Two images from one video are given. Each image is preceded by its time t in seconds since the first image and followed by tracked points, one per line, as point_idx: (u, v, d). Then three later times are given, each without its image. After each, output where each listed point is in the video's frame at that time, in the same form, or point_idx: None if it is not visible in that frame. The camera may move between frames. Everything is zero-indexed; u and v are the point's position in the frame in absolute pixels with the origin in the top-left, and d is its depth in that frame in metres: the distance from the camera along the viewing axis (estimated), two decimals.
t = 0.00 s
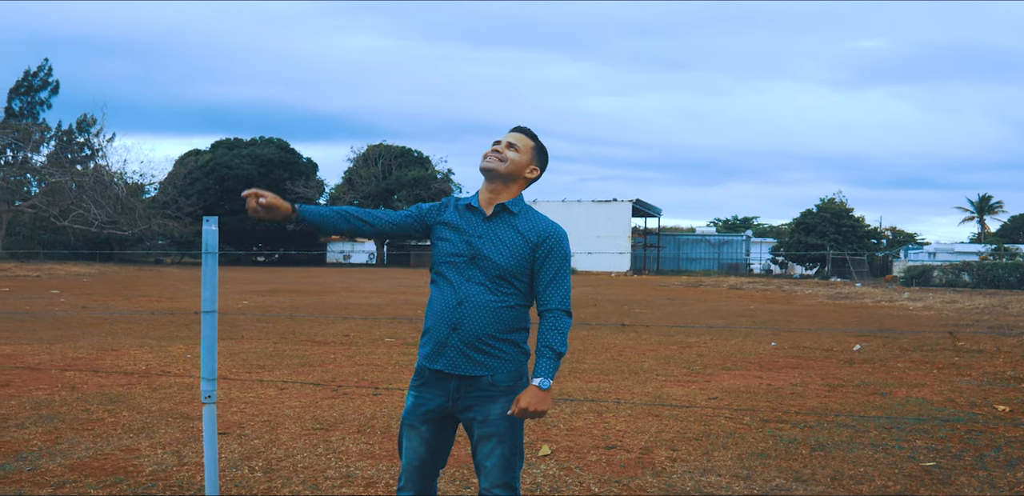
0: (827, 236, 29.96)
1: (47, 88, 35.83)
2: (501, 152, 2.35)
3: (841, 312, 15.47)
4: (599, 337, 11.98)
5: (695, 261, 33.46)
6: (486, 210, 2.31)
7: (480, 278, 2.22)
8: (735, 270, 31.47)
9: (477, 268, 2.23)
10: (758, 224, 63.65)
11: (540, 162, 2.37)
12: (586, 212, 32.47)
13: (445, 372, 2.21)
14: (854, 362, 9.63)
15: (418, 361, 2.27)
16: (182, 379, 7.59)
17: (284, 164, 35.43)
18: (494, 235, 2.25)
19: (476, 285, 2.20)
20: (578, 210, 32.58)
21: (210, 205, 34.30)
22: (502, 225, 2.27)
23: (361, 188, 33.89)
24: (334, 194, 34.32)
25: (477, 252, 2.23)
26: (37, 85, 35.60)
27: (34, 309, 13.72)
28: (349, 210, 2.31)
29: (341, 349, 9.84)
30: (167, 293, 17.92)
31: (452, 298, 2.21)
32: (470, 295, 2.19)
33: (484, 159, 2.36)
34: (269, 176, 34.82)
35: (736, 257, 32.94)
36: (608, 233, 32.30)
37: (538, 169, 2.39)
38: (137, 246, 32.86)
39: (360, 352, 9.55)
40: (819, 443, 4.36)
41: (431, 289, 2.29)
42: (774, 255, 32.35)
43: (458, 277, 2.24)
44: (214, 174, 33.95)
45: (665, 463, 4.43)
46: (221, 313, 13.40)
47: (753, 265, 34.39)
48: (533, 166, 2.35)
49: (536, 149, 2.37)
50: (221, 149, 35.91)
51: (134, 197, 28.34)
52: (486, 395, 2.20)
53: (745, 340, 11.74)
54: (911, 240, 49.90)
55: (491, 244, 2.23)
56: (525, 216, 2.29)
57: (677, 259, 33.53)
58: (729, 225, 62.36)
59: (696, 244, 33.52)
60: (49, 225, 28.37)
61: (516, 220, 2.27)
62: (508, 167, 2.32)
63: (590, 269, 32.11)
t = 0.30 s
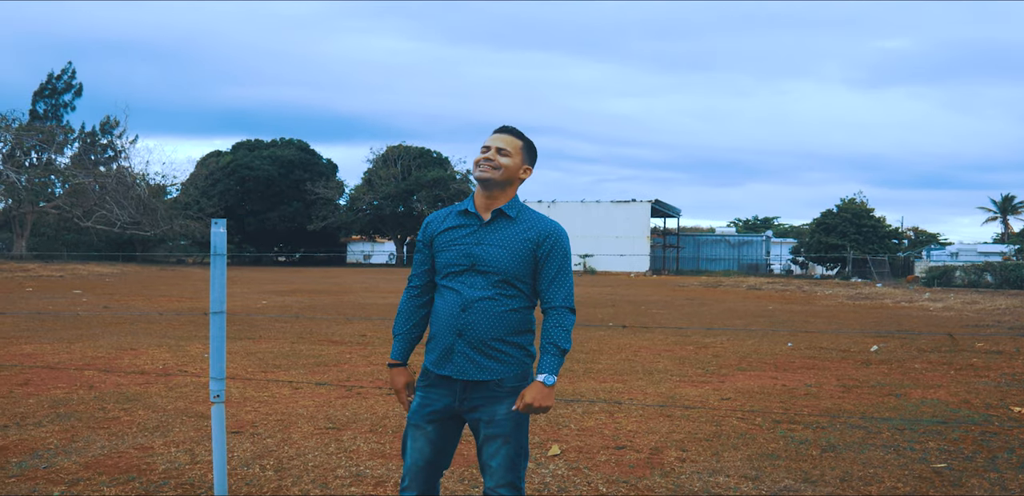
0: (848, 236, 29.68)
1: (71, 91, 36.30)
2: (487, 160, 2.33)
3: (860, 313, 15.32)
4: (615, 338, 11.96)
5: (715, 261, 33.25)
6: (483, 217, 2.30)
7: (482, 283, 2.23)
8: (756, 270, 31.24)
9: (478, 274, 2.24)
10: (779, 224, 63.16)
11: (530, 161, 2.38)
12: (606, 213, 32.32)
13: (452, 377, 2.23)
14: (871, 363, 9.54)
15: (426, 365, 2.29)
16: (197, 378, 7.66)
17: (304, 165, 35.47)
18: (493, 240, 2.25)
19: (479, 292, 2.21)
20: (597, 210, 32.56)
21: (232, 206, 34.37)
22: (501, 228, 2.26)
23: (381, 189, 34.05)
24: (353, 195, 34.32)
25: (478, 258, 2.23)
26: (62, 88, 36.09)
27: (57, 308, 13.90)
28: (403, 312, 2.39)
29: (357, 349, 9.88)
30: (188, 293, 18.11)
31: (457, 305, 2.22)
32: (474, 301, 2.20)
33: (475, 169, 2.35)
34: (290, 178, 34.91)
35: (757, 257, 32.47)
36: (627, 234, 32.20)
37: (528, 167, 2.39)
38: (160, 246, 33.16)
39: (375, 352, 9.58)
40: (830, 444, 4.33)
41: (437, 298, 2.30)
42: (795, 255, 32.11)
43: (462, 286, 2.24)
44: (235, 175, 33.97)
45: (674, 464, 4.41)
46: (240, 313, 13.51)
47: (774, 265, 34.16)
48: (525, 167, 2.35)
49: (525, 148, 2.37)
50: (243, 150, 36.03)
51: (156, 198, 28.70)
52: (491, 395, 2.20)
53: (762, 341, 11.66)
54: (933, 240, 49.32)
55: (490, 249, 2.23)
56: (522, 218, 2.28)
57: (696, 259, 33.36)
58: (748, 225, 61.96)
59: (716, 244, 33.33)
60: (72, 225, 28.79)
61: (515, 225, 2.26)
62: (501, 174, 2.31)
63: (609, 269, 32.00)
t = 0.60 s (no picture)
0: (872, 237, 29.36)
1: (96, 94, 36.83)
2: (451, 169, 2.35)
3: (882, 314, 15.17)
4: (634, 338, 11.93)
5: (739, 262, 32.98)
6: (462, 221, 2.35)
7: (468, 286, 2.26)
8: (779, 270, 30.95)
9: (462, 277, 2.27)
10: (803, 223, 62.54)
11: (494, 156, 2.36)
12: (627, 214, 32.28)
13: (447, 379, 2.26)
14: (891, 364, 9.44)
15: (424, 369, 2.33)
16: (216, 378, 7.75)
17: (327, 167, 35.61)
18: (473, 244, 2.28)
19: (464, 294, 2.24)
20: (619, 211, 32.46)
21: (255, 207, 34.41)
22: (481, 231, 2.28)
23: (403, 190, 34.31)
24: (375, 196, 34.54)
25: (460, 262, 2.27)
26: (87, 90, 36.60)
27: (83, 308, 14.11)
28: (391, 311, 2.48)
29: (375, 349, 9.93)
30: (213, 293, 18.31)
31: (445, 308, 2.26)
32: (460, 303, 2.23)
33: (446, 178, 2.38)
34: (314, 179, 34.97)
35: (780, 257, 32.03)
36: (649, 234, 32.04)
37: (496, 163, 2.37)
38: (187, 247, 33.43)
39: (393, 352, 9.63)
40: (844, 445, 4.29)
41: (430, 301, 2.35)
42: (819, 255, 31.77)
43: (448, 291, 2.29)
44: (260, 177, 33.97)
45: (686, 464, 4.41)
46: (262, 313, 13.62)
47: (797, 266, 33.81)
48: (491, 165, 2.34)
49: (484, 145, 2.35)
50: (267, 151, 36.15)
51: (181, 199, 29.08)
52: (485, 394, 2.22)
53: (781, 341, 11.58)
54: (959, 240, 48.65)
55: (472, 251, 2.26)
56: (502, 218, 2.30)
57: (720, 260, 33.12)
58: (772, 225, 61.46)
59: (739, 244, 33.07)
60: (98, 226, 29.24)
61: (494, 226, 2.28)
62: (465, 181, 2.33)
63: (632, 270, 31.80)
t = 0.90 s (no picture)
0: (898, 236, 29.00)
1: (123, 95, 37.32)
2: (436, 169, 2.43)
3: (906, 314, 15.00)
4: (654, 338, 11.86)
5: (763, 262, 32.69)
6: (448, 220, 2.43)
7: (455, 283, 2.33)
8: (804, 270, 30.65)
9: (448, 275, 2.34)
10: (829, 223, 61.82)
11: (477, 156, 2.44)
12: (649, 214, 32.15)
13: (439, 377, 2.32)
14: (912, 364, 9.32)
15: (417, 368, 2.39)
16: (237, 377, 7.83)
17: (351, 168, 35.68)
18: (457, 242, 2.36)
19: (450, 291, 2.31)
20: (643, 211, 32.30)
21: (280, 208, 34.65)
22: (465, 230, 2.36)
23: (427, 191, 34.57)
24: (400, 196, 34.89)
25: (446, 260, 2.34)
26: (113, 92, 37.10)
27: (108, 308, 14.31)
28: (389, 312, 2.53)
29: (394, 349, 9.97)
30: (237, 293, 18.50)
31: (433, 306, 2.33)
32: (446, 300, 2.31)
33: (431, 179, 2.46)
34: (338, 180, 35.10)
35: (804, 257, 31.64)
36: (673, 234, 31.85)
37: (478, 163, 2.45)
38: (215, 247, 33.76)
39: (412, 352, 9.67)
40: (860, 445, 4.26)
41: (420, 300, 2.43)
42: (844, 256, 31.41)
43: (436, 290, 2.36)
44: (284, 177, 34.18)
45: (699, 464, 4.39)
46: (284, 313, 13.73)
47: (822, 266, 33.45)
48: (474, 164, 2.42)
49: (467, 146, 2.43)
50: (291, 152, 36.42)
51: (207, 199, 29.45)
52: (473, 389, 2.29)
53: (802, 342, 11.48)
54: (986, 239, 47.90)
55: (457, 249, 2.34)
56: (485, 216, 2.37)
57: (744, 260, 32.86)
58: (797, 225, 60.88)
59: (764, 244, 32.79)
60: (124, 226, 29.63)
61: (477, 224, 2.36)
62: (450, 180, 2.41)
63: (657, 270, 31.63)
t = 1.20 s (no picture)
0: (926, 237, 28.61)
1: (149, 96, 37.80)
2: (422, 172, 2.48)
3: (932, 315, 14.80)
4: (675, 339, 11.81)
5: (788, 262, 32.37)
6: (435, 221, 2.48)
7: (444, 281, 2.37)
8: (830, 271, 30.31)
9: (437, 273, 2.39)
10: (856, 223, 61.11)
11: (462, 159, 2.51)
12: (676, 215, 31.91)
13: (431, 374, 2.38)
14: (935, 365, 9.20)
15: (410, 367, 2.45)
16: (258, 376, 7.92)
17: (376, 168, 35.62)
18: (445, 240, 2.40)
19: (440, 289, 2.36)
20: (667, 211, 32.13)
21: (305, 208, 34.93)
22: (453, 230, 2.41)
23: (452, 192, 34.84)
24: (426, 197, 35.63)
25: (436, 258, 2.39)
26: (140, 93, 37.60)
27: (134, 308, 14.48)
28: (381, 317, 2.58)
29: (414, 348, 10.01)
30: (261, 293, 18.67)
31: (423, 305, 2.38)
32: (436, 298, 2.35)
33: (417, 179, 2.52)
34: (363, 180, 35.18)
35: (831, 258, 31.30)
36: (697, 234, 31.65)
37: (464, 165, 2.52)
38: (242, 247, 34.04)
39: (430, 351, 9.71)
40: (876, 446, 4.22)
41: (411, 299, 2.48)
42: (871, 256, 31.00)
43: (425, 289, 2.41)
44: (309, 178, 34.49)
45: (714, 463, 4.37)
46: (306, 313, 13.83)
47: (848, 266, 33.04)
48: (461, 167, 2.49)
49: (453, 148, 2.50)
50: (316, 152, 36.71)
51: (232, 199, 29.78)
52: (465, 384, 2.35)
53: (825, 342, 11.38)
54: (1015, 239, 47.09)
55: (446, 248, 2.38)
56: (470, 215, 2.43)
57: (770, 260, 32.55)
58: (824, 225, 60.19)
59: (789, 244, 32.46)
60: (151, 227, 30.03)
61: (463, 222, 2.41)
62: (437, 180, 2.47)
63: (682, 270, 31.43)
